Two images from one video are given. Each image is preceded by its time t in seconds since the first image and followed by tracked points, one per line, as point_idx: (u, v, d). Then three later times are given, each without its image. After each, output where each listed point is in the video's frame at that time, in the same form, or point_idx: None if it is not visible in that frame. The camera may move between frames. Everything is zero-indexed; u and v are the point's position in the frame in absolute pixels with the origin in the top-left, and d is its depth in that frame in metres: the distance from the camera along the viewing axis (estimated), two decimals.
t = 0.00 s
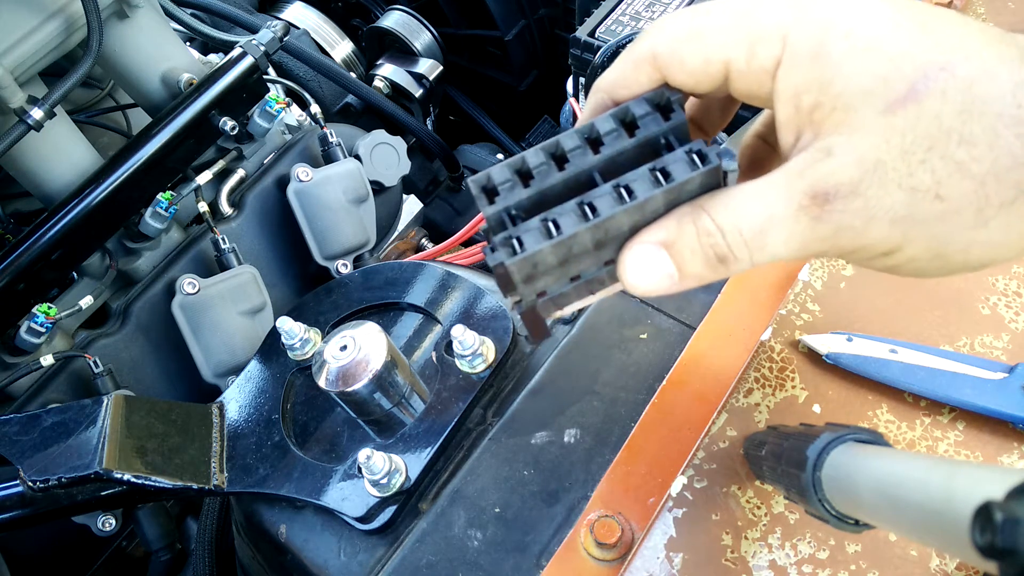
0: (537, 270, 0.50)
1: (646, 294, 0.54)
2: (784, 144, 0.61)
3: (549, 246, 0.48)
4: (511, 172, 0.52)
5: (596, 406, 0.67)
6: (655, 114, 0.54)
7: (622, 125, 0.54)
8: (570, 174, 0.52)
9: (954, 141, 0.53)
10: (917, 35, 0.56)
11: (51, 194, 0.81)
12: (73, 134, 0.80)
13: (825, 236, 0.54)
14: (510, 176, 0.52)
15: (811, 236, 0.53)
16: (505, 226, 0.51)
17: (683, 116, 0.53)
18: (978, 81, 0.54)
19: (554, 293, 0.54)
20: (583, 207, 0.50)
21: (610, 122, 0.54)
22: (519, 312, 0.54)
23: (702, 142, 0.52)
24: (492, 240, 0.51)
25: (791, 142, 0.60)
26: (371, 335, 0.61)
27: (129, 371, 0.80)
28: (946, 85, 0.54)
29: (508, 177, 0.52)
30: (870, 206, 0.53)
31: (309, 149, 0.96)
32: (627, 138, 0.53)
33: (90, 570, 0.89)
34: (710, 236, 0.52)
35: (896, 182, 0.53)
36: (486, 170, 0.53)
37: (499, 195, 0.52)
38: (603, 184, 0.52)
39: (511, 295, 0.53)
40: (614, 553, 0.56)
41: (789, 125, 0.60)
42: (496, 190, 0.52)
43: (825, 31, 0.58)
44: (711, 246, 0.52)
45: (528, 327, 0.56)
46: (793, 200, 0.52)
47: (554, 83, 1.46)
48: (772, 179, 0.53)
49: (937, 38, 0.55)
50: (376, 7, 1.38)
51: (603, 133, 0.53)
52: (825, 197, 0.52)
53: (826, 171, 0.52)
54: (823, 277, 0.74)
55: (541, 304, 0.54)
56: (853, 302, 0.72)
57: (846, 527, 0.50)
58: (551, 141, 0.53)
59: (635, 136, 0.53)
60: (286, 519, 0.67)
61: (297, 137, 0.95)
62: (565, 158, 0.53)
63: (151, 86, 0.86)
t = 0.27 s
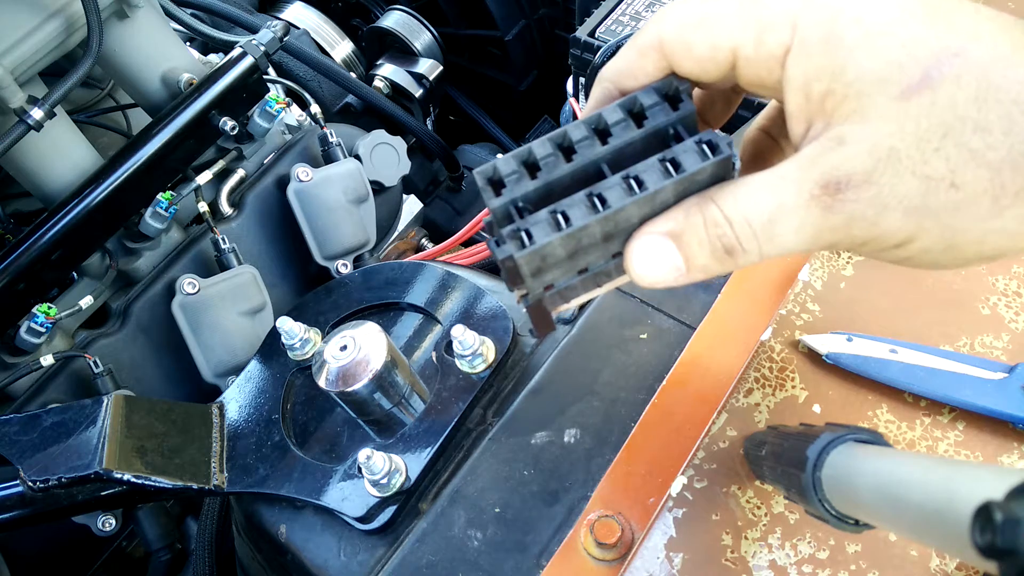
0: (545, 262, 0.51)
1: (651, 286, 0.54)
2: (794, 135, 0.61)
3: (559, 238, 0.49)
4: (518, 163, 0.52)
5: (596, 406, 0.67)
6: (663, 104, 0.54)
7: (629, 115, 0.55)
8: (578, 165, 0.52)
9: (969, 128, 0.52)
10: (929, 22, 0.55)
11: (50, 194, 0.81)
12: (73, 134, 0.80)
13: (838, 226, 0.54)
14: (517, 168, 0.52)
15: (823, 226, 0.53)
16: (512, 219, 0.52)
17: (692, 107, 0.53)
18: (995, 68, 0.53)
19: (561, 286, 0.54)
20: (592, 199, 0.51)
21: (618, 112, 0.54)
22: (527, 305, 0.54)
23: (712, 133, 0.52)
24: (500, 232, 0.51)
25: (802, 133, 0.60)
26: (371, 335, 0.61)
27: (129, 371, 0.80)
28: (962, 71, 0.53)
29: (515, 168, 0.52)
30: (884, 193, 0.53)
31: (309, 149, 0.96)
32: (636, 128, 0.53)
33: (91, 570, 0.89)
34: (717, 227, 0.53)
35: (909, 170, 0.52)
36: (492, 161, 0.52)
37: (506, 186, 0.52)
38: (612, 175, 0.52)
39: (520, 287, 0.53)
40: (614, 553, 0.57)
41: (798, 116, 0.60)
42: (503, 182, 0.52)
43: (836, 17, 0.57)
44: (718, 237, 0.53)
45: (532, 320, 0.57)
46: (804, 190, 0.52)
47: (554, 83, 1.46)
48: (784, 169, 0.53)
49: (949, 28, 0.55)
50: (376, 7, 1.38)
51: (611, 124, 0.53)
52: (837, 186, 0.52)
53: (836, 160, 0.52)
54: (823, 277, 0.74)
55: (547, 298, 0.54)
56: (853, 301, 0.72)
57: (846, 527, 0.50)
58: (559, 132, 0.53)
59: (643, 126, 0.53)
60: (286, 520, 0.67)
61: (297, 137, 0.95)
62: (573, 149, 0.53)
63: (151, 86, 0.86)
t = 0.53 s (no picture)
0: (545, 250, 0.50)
1: (649, 275, 0.55)
2: (789, 123, 0.61)
3: (561, 226, 0.48)
4: (518, 148, 0.52)
5: (595, 406, 0.67)
6: (663, 94, 0.54)
7: (629, 104, 0.55)
8: (578, 152, 0.52)
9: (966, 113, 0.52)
10: (923, 5, 0.55)
11: (51, 194, 0.81)
12: (73, 134, 0.80)
13: (834, 213, 0.53)
14: (517, 153, 0.52)
15: (818, 214, 0.53)
16: (511, 205, 0.51)
17: (692, 98, 0.54)
18: (990, 52, 0.52)
19: (557, 274, 0.55)
20: (594, 187, 0.50)
21: (619, 101, 0.54)
22: (522, 293, 0.55)
23: (711, 125, 0.53)
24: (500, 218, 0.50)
25: (797, 121, 0.60)
26: (371, 335, 0.61)
27: (129, 371, 0.80)
28: (956, 56, 0.52)
29: (515, 154, 0.52)
30: (880, 179, 0.52)
31: (309, 149, 0.96)
32: (636, 117, 0.53)
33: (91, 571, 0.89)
34: (709, 219, 0.53)
35: (905, 155, 0.52)
36: (492, 146, 0.52)
37: (506, 171, 0.51)
38: (613, 164, 0.52)
39: (516, 276, 0.53)
40: (614, 553, 0.57)
41: (793, 102, 0.60)
42: (503, 167, 0.52)
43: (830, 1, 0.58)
44: (711, 229, 0.53)
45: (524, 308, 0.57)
46: (800, 176, 0.52)
47: (554, 83, 1.46)
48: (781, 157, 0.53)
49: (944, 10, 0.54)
50: (376, 7, 1.38)
51: (611, 112, 0.53)
52: (832, 173, 0.52)
53: (834, 146, 0.52)
54: (823, 277, 0.74)
55: (542, 285, 0.55)
56: (853, 301, 0.72)
57: (846, 527, 0.50)
58: (559, 119, 0.53)
59: (643, 115, 0.54)
60: (286, 519, 0.67)
61: (297, 137, 0.95)
62: (573, 136, 0.53)
63: (151, 86, 0.86)
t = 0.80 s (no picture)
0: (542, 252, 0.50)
1: (654, 278, 0.56)
2: (788, 127, 0.61)
3: (562, 229, 0.48)
4: (522, 147, 0.52)
5: (595, 406, 0.67)
6: (669, 104, 0.55)
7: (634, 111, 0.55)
8: (582, 155, 0.52)
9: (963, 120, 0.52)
10: (920, 11, 0.54)
11: (51, 194, 0.81)
12: (73, 134, 0.80)
13: (833, 221, 0.53)
14: (520, 151, 0.52)
15: (819, 222, 0.53)
16: (511, 203, 0.51)
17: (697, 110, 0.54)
18: (986, 58, 0.52)
19: (549, 275, 0.55)
20: (596, 192, 0.50)
21: (625, 107, 0.54)
22: (512, 292, 0.54)
23: (716, 138, 0.53)
24: (501, 217, 0.50)
25: (796, 125, 0.60)
26: (371, 335, 0.61)
27: (129, 371, 0.80)
28: (954, 62, 0.52)
29: (519, 152, 0.52)
30: (880, 186, 0.52)
31: (309, 149, 0.96)
32: (641, 125, 0.54)
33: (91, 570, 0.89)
34: (710, 228, 0.53)
35: (905, 162, 0.52)
36: (496, 142, 0.52)
37: (509, 169, 0.51)
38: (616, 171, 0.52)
39: (510, 274, 0.52)
40: (614, 553, 0.57)
41: (791, 106, 0.60)
42: (506, 164, 0.52)
43: (828, 5, 0.57)
44: (711, 238, 0.53)
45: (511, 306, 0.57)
46: (799, 184, 0.52)
47: (554, 83, 1.46)
48: (777, 166, 0.53)
49: (941, 16, 0.54)
50: (376, 7, 1.38)
51: (617, 117, 0.53)
52: (832, 180, 0.51)
53: (831, 153, 0.52)
54: (823, 277, 0.74)
55: (534, 285, 0.55)
56: (854, 302, 0.72)
57: (846, 527, 0.50)
58: (564, 120, 0.53)
59: (648, 123, 0.54)
60: (286, 519, 0.67)
61: (297, 137, 0.95)
62: (577, 139, 0.53)
63: (151, 86, 0.86)
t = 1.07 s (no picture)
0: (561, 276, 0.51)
1: (669, 288, 0.59)
2: (799, 136, 0.60)
3: (582, 256, 0.49)
4: (537, 168, 0.51)
5: (595, 406, 0.67)
6: (680, 117, 0.55)
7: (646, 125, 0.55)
8: (597, 176, 0.52)
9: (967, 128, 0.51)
10: (935, 23, 0.54)
11: (51, 194, 0.81)
12: (73, 134, 0.80)
13: (843, 235, 0.54)
14: (535, 173, 0.51)
15: (829, 235, 0.54)
16: (527, 226, 0.51)
17: (708, 124, 0.55)
18: (1003, 72, 0.51)
19: (563, 290, 0.54)
20: (614, 216, 0.51)
21: (637, 122, 0.54)
22: (528, 306, 0.56)
23: (727, 154, 0.54)
24: (519, 242, 0.50)
25: (807, 136, 0.59)
26: (371, 335, 0.61)
27: (129, 371, 0.80)
28: (967, 77, 0.52)
29: (535, 174, 0.51)
30: (888, 203, 0.53)
31: (309, 149, 0.96)
32: (654, 141, 0.54)
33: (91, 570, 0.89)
34: (726, 242, 0.55)
35: (914, 179, 0.52)
36: (511, 164, 0.51)
37: (524, 192, 0.51)
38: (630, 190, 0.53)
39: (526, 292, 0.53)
40: (615, 553, 0.57)
41: (803, 117, 0.59)
42: (521, 186, 0.51)
43: (843, 18, 0.56)
44: (727, 251, 0.55)
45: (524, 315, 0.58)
46: (808, 201, 0.53)
47: (554, 83, 1.46)
48: (786, 180, 0.53)
49: (956, 28, 0.53)
50: (376, 7, 1.38)
51: (630, 134, 0.53)
52: (842, 197, 0.52)
53: (843, 169, 0.52)
54: (823, 277, 0.74)
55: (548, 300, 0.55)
56: (854, 302, 0.72)
57: (846, 527, 0.50)
58: (578, 138, 0.53)
59: (661, 139, 0.54)
60: (286, 519, 0.67)
61: (297, 137, 0.95)
62: (590, 157, 0.53)
63: (151, 86, 0.86)
